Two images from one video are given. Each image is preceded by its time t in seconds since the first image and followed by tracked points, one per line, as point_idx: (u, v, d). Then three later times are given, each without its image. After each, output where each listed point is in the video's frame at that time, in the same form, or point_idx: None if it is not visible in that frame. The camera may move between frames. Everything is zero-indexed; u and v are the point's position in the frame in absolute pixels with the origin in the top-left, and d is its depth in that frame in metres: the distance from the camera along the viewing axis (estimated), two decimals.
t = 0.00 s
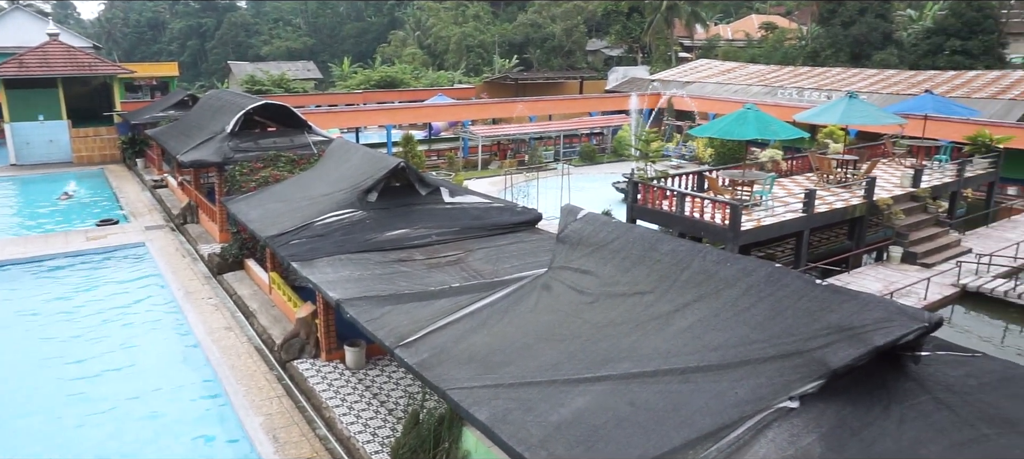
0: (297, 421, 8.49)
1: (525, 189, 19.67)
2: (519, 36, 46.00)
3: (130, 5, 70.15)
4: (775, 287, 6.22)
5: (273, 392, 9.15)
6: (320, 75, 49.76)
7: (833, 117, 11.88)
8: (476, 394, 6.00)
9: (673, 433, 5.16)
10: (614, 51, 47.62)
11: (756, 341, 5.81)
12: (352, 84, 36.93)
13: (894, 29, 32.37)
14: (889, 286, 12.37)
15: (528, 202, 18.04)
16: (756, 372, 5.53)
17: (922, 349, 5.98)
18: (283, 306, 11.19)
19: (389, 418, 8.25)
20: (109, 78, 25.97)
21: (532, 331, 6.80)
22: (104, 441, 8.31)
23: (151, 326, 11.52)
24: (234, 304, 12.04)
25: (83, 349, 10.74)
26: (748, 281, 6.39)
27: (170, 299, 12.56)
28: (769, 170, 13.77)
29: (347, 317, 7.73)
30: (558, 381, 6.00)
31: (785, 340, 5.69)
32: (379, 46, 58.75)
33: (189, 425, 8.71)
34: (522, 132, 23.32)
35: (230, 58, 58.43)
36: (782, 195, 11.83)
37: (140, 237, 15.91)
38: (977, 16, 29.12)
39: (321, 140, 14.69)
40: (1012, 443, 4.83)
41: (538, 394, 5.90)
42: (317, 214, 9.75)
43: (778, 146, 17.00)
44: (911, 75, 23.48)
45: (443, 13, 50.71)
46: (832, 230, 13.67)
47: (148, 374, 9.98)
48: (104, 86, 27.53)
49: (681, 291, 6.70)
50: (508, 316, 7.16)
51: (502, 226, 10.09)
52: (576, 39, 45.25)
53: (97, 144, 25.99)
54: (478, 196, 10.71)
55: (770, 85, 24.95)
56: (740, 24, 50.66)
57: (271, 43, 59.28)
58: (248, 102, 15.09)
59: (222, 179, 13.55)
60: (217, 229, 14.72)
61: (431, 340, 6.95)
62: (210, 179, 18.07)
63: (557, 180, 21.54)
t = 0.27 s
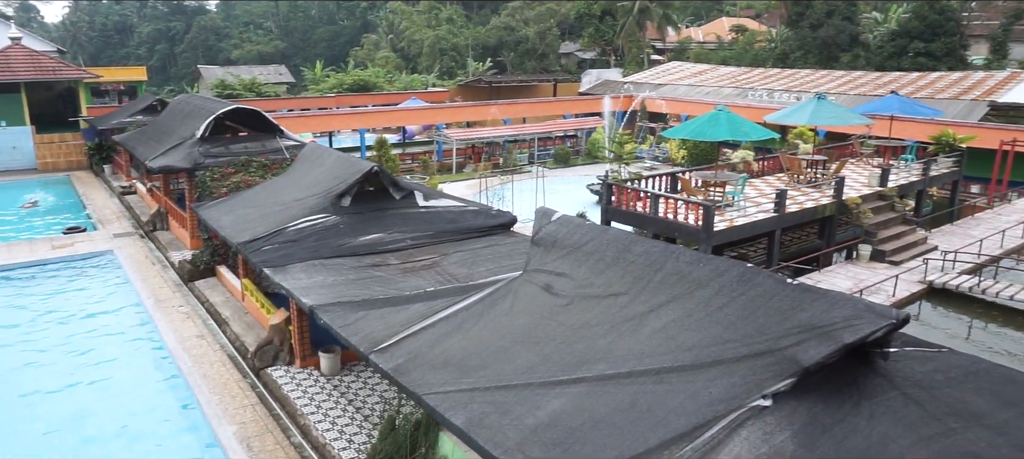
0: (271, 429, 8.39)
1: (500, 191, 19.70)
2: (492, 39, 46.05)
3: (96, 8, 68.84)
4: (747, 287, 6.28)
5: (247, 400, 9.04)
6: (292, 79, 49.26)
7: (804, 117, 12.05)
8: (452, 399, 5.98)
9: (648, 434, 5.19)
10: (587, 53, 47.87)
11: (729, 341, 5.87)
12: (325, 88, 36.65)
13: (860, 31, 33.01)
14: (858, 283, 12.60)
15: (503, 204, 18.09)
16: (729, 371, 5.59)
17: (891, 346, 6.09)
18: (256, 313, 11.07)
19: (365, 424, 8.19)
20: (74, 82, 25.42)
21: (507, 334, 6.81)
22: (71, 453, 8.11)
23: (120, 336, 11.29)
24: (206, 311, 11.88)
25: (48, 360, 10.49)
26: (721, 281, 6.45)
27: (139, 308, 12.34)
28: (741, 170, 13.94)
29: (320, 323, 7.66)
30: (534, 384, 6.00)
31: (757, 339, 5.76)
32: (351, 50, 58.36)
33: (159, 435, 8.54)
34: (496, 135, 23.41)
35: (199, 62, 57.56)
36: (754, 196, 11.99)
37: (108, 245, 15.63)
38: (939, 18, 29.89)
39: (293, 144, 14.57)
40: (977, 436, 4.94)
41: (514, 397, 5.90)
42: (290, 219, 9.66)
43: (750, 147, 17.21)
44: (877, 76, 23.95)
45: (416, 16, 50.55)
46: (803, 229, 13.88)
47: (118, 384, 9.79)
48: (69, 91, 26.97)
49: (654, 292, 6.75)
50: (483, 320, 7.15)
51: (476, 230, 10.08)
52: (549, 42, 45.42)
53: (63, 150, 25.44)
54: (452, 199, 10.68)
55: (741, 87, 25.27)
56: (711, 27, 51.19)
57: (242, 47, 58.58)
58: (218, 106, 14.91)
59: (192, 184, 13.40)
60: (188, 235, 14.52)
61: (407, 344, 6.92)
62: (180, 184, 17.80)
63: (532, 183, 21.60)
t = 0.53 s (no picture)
0: (250, 435, 8.30)
1: (480, 193, 19.70)
2: (472, 41, 46.01)
3: (68, 10, 67.73)
4: (725, 287, 6.33)
5: (225, 407, 8.93)
6: (270, 82, 48.85)
7: (779, 119, 12.19)
8: (433, 402, 5.95)
9: (629, 434, 5.20)
10: (567, 55, 47.97)
11: (708, 341, 5.91)
12: (303, 90, 36.40)
13: (835, 33, 33.45)
14: (835, 282, 12.76)
15: (483, 206, 18.12)
16: (709, 371, 5.62)
17: (867, 343, 6.16)
18: (234, 318, 10.96)
19: (346, 428, 8.14)
20: (46, 86, 25.04)
21: (488, 336, 6.80)
22: None
23: (95, 343, 11.11)
24: (183, 317, 11.73)
25: (21, 368, 10.29)
26: (700, 281, 6.50)
27: (115, 314, 12.15)
28: (720, 171, 14.06)
29: (299, 328, 7.60)
30: (515, 386, 6.00)
31: (736, 338, 5.80)
32: (330, 52, 58.00)
33: (136, 443, 8.41)
34: (476, 137, 23.43)
35: (175, 65, 56.83)
36: (733, 196, 12.08)
37: (82, 251, 15.38)
38: (912, 21, 30.30)
39: (272, 147, 14.46)
40: (951, 432, 5.02)
41: (495, 399, 5.89)
42: (268, 223, 9.58)
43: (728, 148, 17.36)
44: (852, 77, 24.28)
45: (395, 18, 50.34)
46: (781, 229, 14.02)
47: (93, 392, 9.64)
48: (41, 94, 26.52)
49: (634, 292, 6.78)
50: (464, 323, 7.14)
51: (457, 232, 10.06)
52: (529, 44, 45.49)
53: (35, 155, 25.03)
54: (432, 202, 10.66)
55: (719, 89, 25.50)
56: (690, 28, 51.52)
57: (219, 49, 58.04)
58: (194, 110, 14.76)
59: (168, 189, 13.22)
60: (165, 240, 14.34)
61: (387, 348, 6.88)
62: (156, 189, 17.58)
63: (512, 184, 21.62)
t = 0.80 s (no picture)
0: (230, 440, 8.21)
1: (461, 194, 19.67)
2: (452, 42, 45.92)
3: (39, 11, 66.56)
4: (704, 285, 6.38)
5: (204, 412, 8.83)
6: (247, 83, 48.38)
7: (756, 119, 12.29)
8: (414, 404, 5.93)
9: (610, 433, 5.21)
10: (547, 55, 48.05)
11: (688, 338, 5.95)
12: (281, 92, 36.11)
13: (811, 34, 33.88)
14: (814, 280, 12.90)
15: (465, 207, 18.05)
16: (689, 369, 5.66)
17: (845, 340, 6.23)
18: (213, 322, 10.85)
19: (327, 431, 8.07)
20: (17, 88, 24.65)
21: (468, 337, 6.80)
22: None
23: (70, 349, 10.93)
24: (160, 322, 11.58)
25: None
26: (679, 280, 6.54)
27: (91, 320, 11.96)
28: (699, 170, 14.16)
29: (278, 331, 7.53)
30: (496, 386, 5.99)
31: (715, 336, 5.84)
32: (308, 53, 57.56)
33: (112, 450, 8.28)
34: (456, 137, 23.39)
35: (150, 66, 56.03)
36: (712, 195, 12.18)
37: (55, 256, 15.12)
38: (886, 21, 30.88)
39: (249, 149, 14.34)
40: (927, 426, 5.10)
41: (476, 400, 5.87)
42: (246, 225, 9.49)
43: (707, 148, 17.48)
44: (828, 77, 24.59)
45: (373, 19, 50.07)
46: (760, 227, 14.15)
47: (68, 399, 9.47)
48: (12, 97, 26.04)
49: (614, 291, 6.80)
50: (445, 323, 7.13)
51: (437, 233, 10.04)
52: (508, 45, 45.52)
53: (6, 159, 24.57)
54: (412, 203, 10.63)
55: (697, 88, 25.70)
56: (668, 29, 51.82)
57: (195, 50, 57.39)
58: (170, 112, 14.59)
59: (144, 192, 13.04)
60: (141, 244, 14.15)
61: (367, 350, 6.84)
62: (131, 192, 17.35)
63: (493, 185, 21.62)
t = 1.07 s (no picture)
0: (214, 442, 8.15)
1: (446, 193, 19.64)
2: (436, 40, 45.78)
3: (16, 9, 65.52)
4: (688, 281, 6.41)
5: (188, 414, 8.75)
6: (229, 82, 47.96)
7: (739, 116, 12.34)
8: (399, 404, 5.91)
9: (596, 430, 5.22)
10: (531, 52, 48.03)
11: (673, 335, 5.97)
12: (264, 91, 35.85)
13: (792, 31, 34.15)
14: (797, 275, 13.02)
15: (449, 205, 18.04)
16: (674, 365, 5.69)
17: (828, 334, 6.29)
18: (196, 324, 10.77)
19: (313, 432, 8.03)
20: None
21: (454, 336, 6.79)
22: None
23: (50, 353, 10.79)
24: (142, 324, 11.47)
25: None
26: (663, 277, 6.58)
27: (71, 323, 11.81)
28: (683, 167, 14.23)
29: (263, 332, 7.48)
30: (482, 384, 5.99)
31: (700, 332, 5.87)
32: (291, 51, 57.15)
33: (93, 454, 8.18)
34: (441, 136, 23.34)
35: (130, 66, 55.36)
36: (696, 192, 12.24)
37: (34, 258, 14.92)
38: (866, 19, 31.05)
39: (232, 149, 14.24)
40: (908, 419, 5.16)
41: (463, 399, 5.86)
42: (229, 225, 9.42)
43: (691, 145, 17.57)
44: (810, 73, 24.79)
45: (357, 17, 49.79)
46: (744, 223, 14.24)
47: (48, 403, 9.35)
48: None
49: (600, 288, 6.82)
50: (431, 322, 7.11)
51: (422, 232, 10.02)
52: (492, 43, 45.48)
53: None
54: (397, 202, 10.61)
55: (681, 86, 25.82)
56: (652, 26, 51.93)
57: (176, 50, 56.77)
58: (151, 111, 14.45)
59: (125, 193, 12.91)
60: (122, 245, 14.00)
61: (353, 350, 6.82)
62: (111, 193, 17.17)
63: (478, 183, 21.61)
